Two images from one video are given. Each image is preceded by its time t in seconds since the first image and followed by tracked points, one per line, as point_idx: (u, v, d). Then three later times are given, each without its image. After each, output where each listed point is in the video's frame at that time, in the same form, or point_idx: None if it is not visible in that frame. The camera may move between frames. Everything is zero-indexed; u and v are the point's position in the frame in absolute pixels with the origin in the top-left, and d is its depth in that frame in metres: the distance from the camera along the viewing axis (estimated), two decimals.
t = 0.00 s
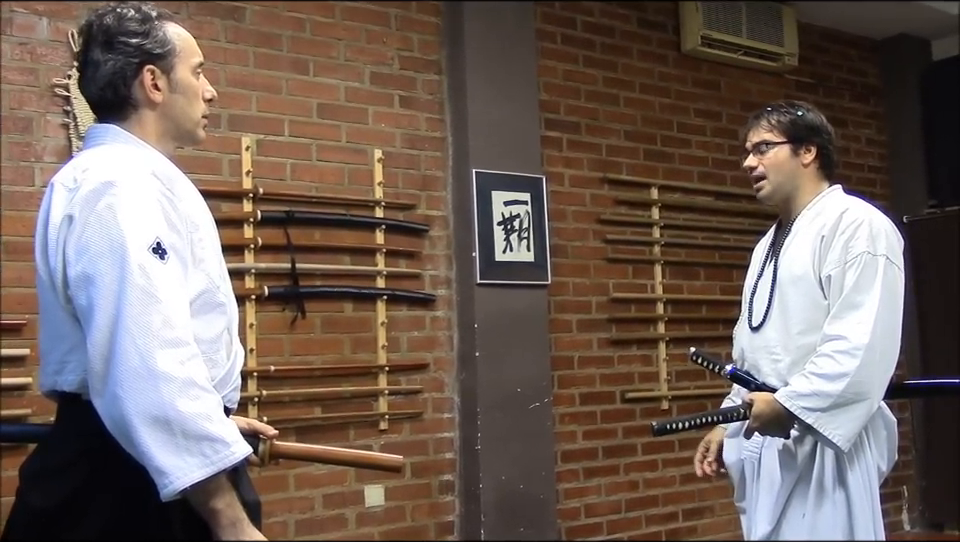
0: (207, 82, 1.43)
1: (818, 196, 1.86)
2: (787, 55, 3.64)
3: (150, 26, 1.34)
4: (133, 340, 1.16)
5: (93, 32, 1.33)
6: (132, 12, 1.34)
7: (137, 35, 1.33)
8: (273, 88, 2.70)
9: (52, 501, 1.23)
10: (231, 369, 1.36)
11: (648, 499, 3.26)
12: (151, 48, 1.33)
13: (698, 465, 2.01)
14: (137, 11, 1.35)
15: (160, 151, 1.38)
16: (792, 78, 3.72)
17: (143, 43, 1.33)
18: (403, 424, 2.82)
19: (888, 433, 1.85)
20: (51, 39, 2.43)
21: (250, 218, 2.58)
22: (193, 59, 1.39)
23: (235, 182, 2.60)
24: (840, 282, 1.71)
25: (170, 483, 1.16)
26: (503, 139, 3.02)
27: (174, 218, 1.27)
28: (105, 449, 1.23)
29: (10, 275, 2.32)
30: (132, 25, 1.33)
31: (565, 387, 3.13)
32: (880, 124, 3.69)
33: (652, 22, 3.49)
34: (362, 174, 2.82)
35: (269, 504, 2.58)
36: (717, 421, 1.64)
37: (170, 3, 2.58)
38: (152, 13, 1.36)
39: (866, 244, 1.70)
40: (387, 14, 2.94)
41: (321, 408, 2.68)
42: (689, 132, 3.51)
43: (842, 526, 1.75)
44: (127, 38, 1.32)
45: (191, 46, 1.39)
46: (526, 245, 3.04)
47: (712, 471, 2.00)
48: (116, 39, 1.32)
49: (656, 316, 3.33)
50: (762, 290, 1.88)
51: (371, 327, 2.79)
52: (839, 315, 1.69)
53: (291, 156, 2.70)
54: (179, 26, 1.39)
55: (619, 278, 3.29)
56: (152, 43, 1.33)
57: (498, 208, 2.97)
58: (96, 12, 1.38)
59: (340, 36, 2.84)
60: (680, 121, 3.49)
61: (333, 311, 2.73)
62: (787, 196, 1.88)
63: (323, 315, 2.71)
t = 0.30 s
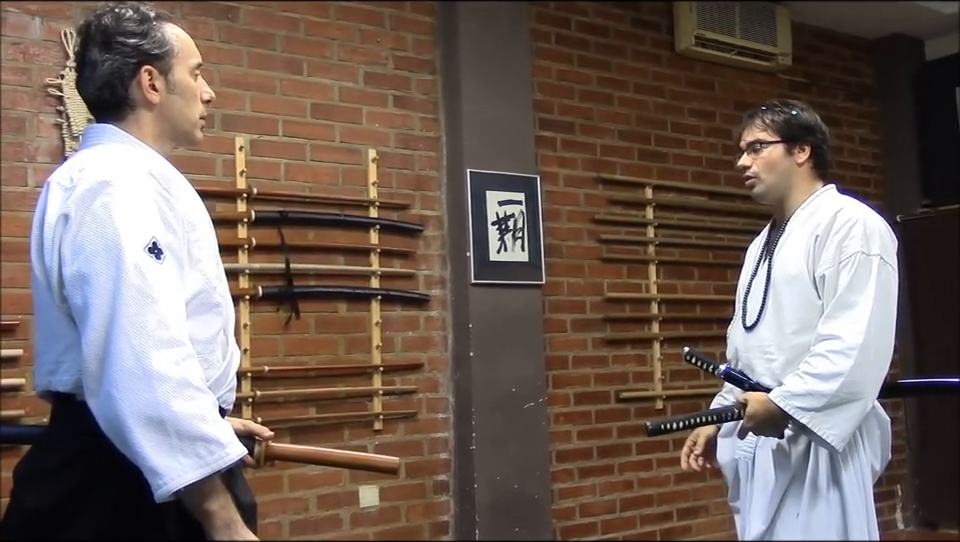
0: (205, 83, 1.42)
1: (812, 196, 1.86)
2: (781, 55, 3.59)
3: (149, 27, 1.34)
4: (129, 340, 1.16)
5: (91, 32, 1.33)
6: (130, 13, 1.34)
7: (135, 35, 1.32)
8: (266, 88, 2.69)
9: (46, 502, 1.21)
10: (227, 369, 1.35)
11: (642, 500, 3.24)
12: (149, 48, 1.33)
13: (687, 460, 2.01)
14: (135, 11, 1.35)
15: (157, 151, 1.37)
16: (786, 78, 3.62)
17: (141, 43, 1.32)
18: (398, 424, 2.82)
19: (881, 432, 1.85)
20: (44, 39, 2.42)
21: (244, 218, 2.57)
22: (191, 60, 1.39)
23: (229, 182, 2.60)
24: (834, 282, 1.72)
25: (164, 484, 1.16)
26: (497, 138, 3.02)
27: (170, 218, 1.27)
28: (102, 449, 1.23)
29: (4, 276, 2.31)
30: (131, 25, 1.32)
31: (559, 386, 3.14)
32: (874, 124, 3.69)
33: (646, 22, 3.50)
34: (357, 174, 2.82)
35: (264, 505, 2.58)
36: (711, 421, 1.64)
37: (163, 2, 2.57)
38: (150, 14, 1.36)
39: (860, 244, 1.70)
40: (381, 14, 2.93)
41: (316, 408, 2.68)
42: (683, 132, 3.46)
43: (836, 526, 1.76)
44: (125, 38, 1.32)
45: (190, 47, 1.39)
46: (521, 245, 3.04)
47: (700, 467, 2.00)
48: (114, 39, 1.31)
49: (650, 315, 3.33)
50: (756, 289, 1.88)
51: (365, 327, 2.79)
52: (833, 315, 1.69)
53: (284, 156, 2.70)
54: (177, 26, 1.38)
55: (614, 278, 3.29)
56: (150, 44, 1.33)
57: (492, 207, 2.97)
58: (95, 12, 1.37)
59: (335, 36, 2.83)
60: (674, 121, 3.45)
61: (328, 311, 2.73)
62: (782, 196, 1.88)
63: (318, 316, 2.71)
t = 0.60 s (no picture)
0: (214, 86, 1.42)
1: (808, 196, 1.86)
2: (775, 55, 3.64)
3: (159, 28, 1.34)
4: (132, 342, 1.15)
5: (102, 32, 1.32)
6: (141, 14, 1.33)
7: (146, 37, 1.32)
8: (261, 88, 2.69)
9: (47, 502, 1.21)
10: (228, 371, 1.35)
11: (637, 499, 3.27)
12: (159, 50, 1.32)
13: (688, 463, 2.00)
14: (146, 13, 1.34)
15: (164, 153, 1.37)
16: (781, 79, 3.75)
17: (152, 45, 1.32)
18: (392, 425, 2.82)
19: (877, 433, 1.85)
20: (37, 39, 2.41)
21: (238, 218, 2.57)
22: (201, 63, 1.38)
23: (223, 183, 2.59)
24: (829, 283, 1.72)
25: (163, 488, 1.15)
26: (492, 139, 3.02)
27: (177, 220, 1.26)
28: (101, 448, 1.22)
29: None
30: (142, 27, 1.32)
31: (555, 387, 3.13)
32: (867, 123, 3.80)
33: (641, 22, 3.49)
34: (351, 174, 2.82)
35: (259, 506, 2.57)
36: (705, 422, 1.64)
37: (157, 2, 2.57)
38: (161, 16, 1.36)
39: (855, 245, 1.71)
40: (376, 14, 2.93)
41: (311, 409, 2.67)
42: (677, 132, 3.52)
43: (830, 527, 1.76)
44: (135, 39, 1.31)
45: (200, 50, 1.38)
46: (516, 245, 3.04)
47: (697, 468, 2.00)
48: (124, 40, 1.31)
49: (645, 315, 3.34)
50: (752, 290, 1.88)
51: (359, 327, 2.79)
52: (829, 316, 1.69)
53: (279, 156, 2.70)
54: (188, 29, 1.38)
55: (609, 279, 3.29)
56: (160, 46, 1.33)
57: (487, 208, 2.97)
58: (105, 12, 1.37)
59: (329, 36, 2.83)
60: (669, 121, 3.50)
61: (322, 312, 2.72)
62: (778, 196, 1.89)
63: (312, 316, 2.70)
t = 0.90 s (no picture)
0: (240, 91, 1.41)
1: (806, 198, 1.87)
2: (770, 58, 3.65)
3: (190, 31, 1.32)
4: (163, 345, 1.14)
5: (131, 33, 1.31)
6: (173, 16, 1.32)
7: (177, 40, 1.31)
8: (256, 90, 2.69)
9: (70, 497, 1.19)
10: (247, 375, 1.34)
11: (632, 500, 3.28)
12: (189, 53, 1.31)
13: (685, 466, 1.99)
14: (177, 15, 1.33)
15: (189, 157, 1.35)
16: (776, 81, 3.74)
17: (181, 48, 1.31)
18: (387, 426, 2.82)
19: (873, 434, 1.85)
20: (32, 40, 2.41)
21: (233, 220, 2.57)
22: (228, 68, 1.37)
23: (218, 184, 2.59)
24: (826, 285, 1.72)
25: (189, 491, 1.15)
26: (487, 140, 3.02)
27: (205, 224, 1.26)
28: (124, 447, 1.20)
29: None
30: (172, 29, 1.31)
31: (550, 388, 3.13)
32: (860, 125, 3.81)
33: (636, 23, 3.50)
34: (346, 176, 2.82)
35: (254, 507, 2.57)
36: (703, 424, 1.64)
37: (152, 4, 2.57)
38: (192, 19, 1.35)
39: (853, 247, 1.71)
40: (371, 15, 2.93)
41: (306, 411, 2.67)
42: (672, 133, 3.53)
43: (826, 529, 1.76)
44: (166, 42, 1.30)
45: (228, 54, 1.37)
46: (511, 246, 3.04)
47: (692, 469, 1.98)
48: (154, 42, 1.30)
49: (640, 316, 3.34)
50: (749, 291, 1.89)
51: (354, 329, 2.79)
52: (826, 318, 1.70)
53: (274, 157, 2.69)
54: (217, 32, 1.37)
55: (604, 280, 3.29)
56: (190, 49, 1.31)
57: (482, 209, 2.97)
58: (135, 12, 1.35)
59: (324, 37, 2.83)
60: (663, 123, 3.51)
61: (317, 313, 2.72)
62: (777, 197, 1.89)
63: (307, 317, 2.70)
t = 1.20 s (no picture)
0: (264, 96, 1.40)
1: (803, 200, 1.87)
2: (765, 59, 3.65)
3: (218, 36, 1.31)
4: (196, 352, 1.14)
5: (160, 36, 1.30)
6: (201, 20, 1.31)
7: (204, 44, 1.29)
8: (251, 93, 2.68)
9: (94, 499, 1.19)
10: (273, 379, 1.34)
11: (628, 502, 3.28)
12: (217, 58, 1.30)
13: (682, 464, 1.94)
14: (205, 19, 1.31)
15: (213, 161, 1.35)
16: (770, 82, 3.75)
17: (209, 53, 1.30)
18: (383, 429, 2.82)
19: (869, 436, 1.85)
20: (26, 44, 2.40)
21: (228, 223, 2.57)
22: (254, 73, 1.36)
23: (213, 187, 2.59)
24: (824, 287, 1.72)
25: (224, 497, 1.15)
26: (482, 141, 3.02)
27: (233, 230, 1.25)
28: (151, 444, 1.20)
29: None
30: (201, 34, 1.29)
31: (545, 390, 3.13)
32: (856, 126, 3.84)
33: (631, 26, 3.50)
34: (341, 178, 2.82)
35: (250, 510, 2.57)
36: (700, 426, 1.63)
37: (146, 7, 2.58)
38: (219, 23, 1.33)
39: (850, 249, 1.71)
40: (366, 18, 2.93)
41: (302, 414, 2.67)
42: (667, 135, 3.53)
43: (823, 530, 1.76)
44: (194, 46, 1.29)
45: (253, 59, 1.36)
46: (506, 248, 3.04)
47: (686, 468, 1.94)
48: (183, 46, 1.29)
49: (635, 318, 3.34)
50: (747, 293, 1.89)
51: (350, 332, 2.78)
52: (824, 320, 1.70)
53: (269, 160, 2.69)
54: (243, 37, 1.36)
55: (599, 282, 3.30)
56: (217, 54, 1.30)
57: (477, 212, 2.98)
58: (163, 14, 1.34)
59: (319, 40, 2.83)
60: (658, 125, 3.51)
61: (313, 316, 2.72)
62: (775, 198, 1.89)
63: (303, 320, 2.70)
